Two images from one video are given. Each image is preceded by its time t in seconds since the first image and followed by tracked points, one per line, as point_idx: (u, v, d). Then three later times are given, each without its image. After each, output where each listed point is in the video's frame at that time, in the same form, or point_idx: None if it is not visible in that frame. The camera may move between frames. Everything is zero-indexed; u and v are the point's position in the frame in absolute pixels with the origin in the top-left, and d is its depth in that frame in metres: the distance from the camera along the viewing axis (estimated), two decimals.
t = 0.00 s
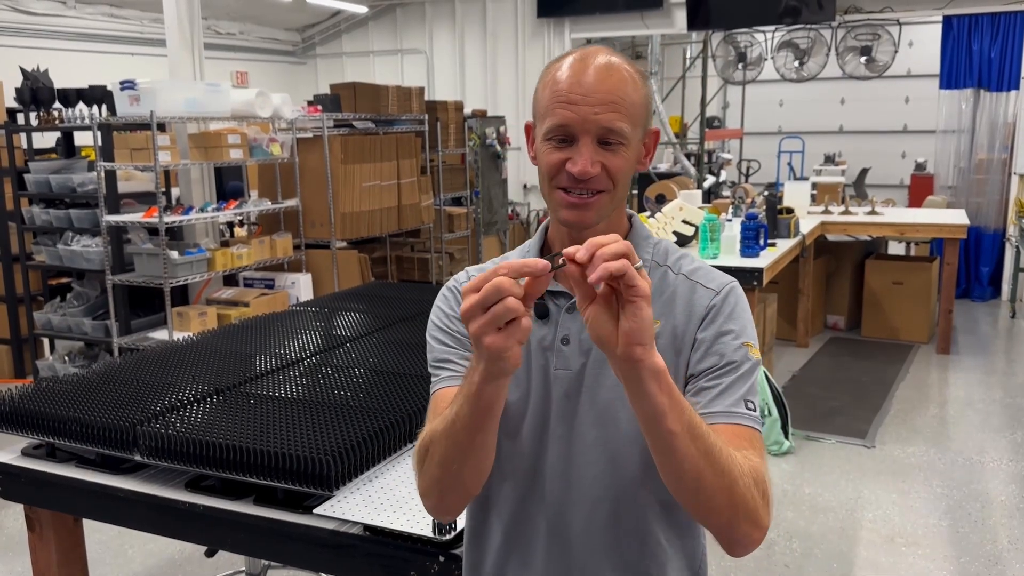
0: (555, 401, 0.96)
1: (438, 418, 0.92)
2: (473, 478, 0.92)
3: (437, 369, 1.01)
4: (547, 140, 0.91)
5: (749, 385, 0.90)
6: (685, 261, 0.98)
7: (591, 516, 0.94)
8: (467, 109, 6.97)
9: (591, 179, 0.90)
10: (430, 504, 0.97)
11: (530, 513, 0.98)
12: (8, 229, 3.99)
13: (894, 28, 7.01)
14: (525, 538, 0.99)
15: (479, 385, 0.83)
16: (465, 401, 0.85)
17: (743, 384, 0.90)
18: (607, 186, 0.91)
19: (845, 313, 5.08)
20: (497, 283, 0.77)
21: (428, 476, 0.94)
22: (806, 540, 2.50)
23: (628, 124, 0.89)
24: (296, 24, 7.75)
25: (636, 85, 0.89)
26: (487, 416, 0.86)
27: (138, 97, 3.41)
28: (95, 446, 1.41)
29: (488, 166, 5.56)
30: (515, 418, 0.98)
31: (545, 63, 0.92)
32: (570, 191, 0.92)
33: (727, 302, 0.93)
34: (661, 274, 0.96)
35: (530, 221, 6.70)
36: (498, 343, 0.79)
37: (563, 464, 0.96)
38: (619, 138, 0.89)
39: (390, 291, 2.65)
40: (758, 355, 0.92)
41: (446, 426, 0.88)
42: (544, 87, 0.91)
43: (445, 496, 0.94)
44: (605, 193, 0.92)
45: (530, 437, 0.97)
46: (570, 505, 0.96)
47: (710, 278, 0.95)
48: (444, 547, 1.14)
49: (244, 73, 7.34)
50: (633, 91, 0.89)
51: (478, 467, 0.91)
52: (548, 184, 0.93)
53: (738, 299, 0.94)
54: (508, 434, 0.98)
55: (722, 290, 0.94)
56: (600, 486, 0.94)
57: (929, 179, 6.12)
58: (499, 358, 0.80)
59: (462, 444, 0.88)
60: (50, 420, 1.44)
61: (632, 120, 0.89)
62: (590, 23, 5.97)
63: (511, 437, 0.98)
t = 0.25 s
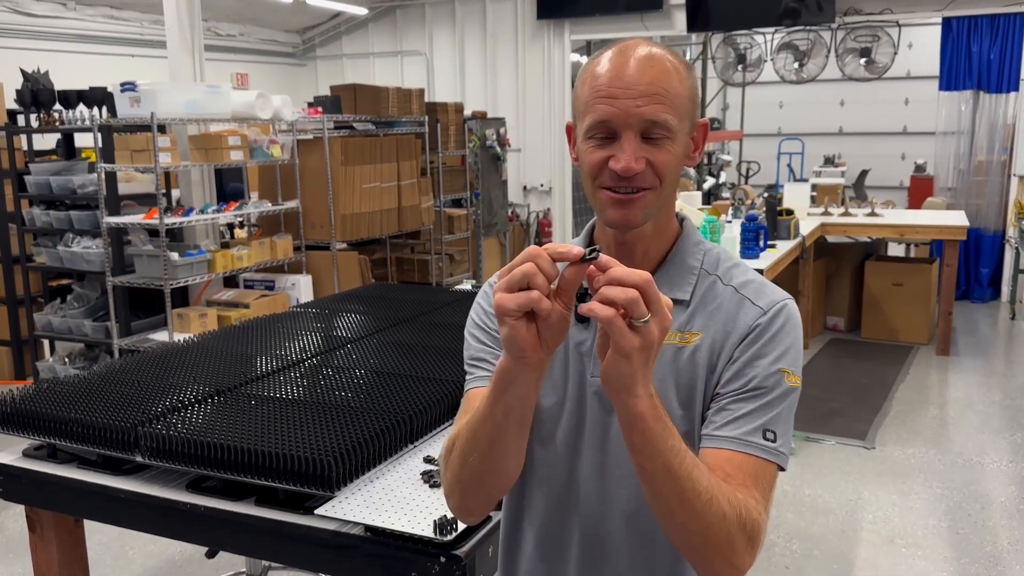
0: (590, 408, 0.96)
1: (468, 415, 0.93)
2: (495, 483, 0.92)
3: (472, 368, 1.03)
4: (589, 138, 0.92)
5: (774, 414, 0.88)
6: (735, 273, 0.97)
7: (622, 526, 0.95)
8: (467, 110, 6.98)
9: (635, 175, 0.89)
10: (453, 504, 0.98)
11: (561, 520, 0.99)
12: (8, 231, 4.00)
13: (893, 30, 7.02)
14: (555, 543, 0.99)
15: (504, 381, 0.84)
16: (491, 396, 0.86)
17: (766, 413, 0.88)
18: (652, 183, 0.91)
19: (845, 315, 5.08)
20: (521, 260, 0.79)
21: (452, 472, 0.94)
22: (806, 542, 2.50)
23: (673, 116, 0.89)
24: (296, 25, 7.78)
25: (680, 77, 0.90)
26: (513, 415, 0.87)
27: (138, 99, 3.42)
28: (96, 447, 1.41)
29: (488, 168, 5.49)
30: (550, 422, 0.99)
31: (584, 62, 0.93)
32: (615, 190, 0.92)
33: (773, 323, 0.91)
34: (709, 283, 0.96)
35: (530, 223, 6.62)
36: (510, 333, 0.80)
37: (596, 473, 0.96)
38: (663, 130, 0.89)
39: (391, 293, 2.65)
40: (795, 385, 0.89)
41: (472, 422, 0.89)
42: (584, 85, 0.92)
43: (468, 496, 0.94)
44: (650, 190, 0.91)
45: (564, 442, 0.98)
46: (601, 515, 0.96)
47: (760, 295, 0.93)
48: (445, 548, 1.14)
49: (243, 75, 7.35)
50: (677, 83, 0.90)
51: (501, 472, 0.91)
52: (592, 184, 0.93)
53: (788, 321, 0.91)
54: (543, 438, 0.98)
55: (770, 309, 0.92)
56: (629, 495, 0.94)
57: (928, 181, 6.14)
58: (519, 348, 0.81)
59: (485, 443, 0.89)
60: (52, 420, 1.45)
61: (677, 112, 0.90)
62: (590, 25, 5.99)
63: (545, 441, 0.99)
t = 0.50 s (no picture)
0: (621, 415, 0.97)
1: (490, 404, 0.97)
2: (502, 473, 0.95)
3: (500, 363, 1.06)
4: (619, 147, 0.93)
5: (797, 430, 0.88)
6: (777, 283, 0.97)
7: (645, 538, 0.95)
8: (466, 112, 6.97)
9: (666, 187, 0.90)
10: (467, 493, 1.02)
11: (584, 529, 0.99)
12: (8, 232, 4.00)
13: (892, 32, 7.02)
14: (577, 550, 1.00)
15: (518, 363, 0.88)
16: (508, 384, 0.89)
17: (783, 428, 0.88)
18: (685, 194, 0.92)
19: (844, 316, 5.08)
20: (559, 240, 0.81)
21: (465, 458, 0.99)
22: (806, 543, 2.50)
23: (706, 121, 0.89)
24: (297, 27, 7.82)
25: (713, 82, 0.89)
26: (523, 404, 0.90)
27: (138, 101, 3.44)
28: (95, 449, 1.41)
29: (488, 169, 5.66)
30: (580, 428, 0.99)
31: (614, 65, 0.93)
32: (647, 203, 0.93)
33: (811, 336, 0.90)
34: (748, 292, 0.96)
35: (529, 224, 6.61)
36: (524, 310, 0.82)
37: (621, 483, 0.96)
38: (697, 137, 0.89)
39: (392, 294, 2.65)
40: (824, 402, 0.88)
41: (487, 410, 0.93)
42: (614, 90, 0.92)
43: (479, 484, 0.97)
44: (684, 201, 0.92)
45: (591, 448, 0.98)
46: (625, 524, 0.96)
47: (800, 308, 0.93)
48: (443, 549, 1.14)
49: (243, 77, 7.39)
50: (712, 89, 0.89)
51: (511, 467, 0.94)
52: (625, 196, 0.94)
53: (827, 335, 0.90)
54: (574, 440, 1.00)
55: (808, 323, 0.91)
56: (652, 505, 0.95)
57: (928, 183, 6.16)
58: (535, 331, 0.83)
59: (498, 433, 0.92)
60: (50, 422, 1.45)
61: (711, 117, 0.90)
62: (590, 27, 6.01)
63: (574, 446, 1.00)
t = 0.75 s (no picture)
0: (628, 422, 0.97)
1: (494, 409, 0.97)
2: (506, 480, 0.95)
3: (505, 368, 1.05)
4: (628, 153, 0.93)
5: (810, 439, 0.88)
6: (787, 290, 0.97)
7: (653, 547, 0.94)
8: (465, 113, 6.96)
9: (675, 194, 0.90)
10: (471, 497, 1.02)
11: (591, 538, 0.99)
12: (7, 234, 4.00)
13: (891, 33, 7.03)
14: (585, 559, 0.99)
15: (524, 371, 0.87)
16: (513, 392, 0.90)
17: (797, 437, 0.88)
18: (695, 201, 0.92)
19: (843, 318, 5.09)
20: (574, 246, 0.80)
21: (469, 463, 0.99)
22: (805, 545, 2.49)
23: (717, 128, 0.89)
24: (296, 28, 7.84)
25: (724, 88, 0.89)
26: (529, 412, 0.89)
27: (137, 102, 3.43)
28: (93, 450, 1.41)
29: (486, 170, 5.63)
30: (587, 435, 1.00)
31: (624, 70, 0.93)
32: (655, 210, 0.93)
33: (821, 344, 0.90)
34: (758, 298, 0.96)
35: (529, 226, 6.73)
36: (533, 318, 0.81)
37: (628, 492, 0.96)
38: (707, 144, 0.89)
39: (391, 296, 2.65)
40: (837, 410, 0.88)
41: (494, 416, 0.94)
42: (624, 95, 0.92)
43: (483, 489, 0.98)
44: (693, 209, 0.92)
45: (596, 456, 0.98)
46: (630, 534, 0.96)
47: (811, 316, 0.93)
48: (442, 550, 1.14)
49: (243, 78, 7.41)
50: (723, 95, 0.89)
51: (515, 474, 0.95)
52: (633, 202, 0.94)
53: (837, 343, 0.90)
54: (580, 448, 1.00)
55: (819, 330, 0.91)
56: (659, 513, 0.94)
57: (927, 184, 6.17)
58: (543, 341, 0.82)
59: (503, 440, 0.93)
60: (48, 424, 1.45)
61: (721, 124, 0.89)
62: (589, 28, 6.01)
63: (580, 454, 1.00)
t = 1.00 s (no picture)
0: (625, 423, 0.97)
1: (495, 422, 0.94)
2: (513, 493, 0.93)
3: (498, 375, 1.03)
4: (631, 143, 0.92)
5: (805, 437, 0.88)
6: (779, 289, 0.98)
7: (651, 547, 0.95)
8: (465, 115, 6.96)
9: (679, 183, 0.90)
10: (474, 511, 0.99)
11: (588, 540, 0.99)
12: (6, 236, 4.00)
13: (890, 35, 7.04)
14: (583, 561, 0.99)
15: (533, 381, 0.85)
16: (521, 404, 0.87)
17: (793, 435, 0.88)
18: (697, 191, 0.92)
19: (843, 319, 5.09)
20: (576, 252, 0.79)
21: (472, 478, 0.96)
22: (804, 546, 2.50)
23: (719, 120, 0.90)
24: (295, 29, 7.84)
25: (726, 81, 0.90)
26: (539, 422, 0.87)
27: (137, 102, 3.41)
28: (92, 452, 1.41)
29: (486, 172, 5.68)
30: (582, 436, 0.99)
31: (625, 63, 0.94)
32: (656, 200, 0.93)
33: (816, 343, 0.91)
34: (751, 298, 0.97)
35: (528, 228, 6.68)
36: (540, 327, 0.80)
37: (625, 493, 0.96)
38: (709, 135, 0.90)
39: (388, 297, 2.65)
40: (832, 407, 0.89)
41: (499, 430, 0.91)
42: (626, 87, 0.92)
43: (489, 504, 0.95)
44: (695, 200, 0.92)
45: (593, 458, 0.98)
46: (627, 535, 0.97)
47: (804, 314, 0.93)
48: (440, 552, 1.14)
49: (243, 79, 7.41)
50: (726, 88, 0.90)
51: (521, 487, 0.92)
52: (634, 192, 0.94)
53: (831, 341, 0.91)
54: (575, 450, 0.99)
55: (813, 329, 0.92)
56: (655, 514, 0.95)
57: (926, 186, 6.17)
58: (550, 350, 0.81)
59: (511, 453, 0.90)
60: (47, 425, 1.44)
61: (724, 116, 0.90)
62: (588, 30, 6.02)
63: (575, 456, 1.00)
